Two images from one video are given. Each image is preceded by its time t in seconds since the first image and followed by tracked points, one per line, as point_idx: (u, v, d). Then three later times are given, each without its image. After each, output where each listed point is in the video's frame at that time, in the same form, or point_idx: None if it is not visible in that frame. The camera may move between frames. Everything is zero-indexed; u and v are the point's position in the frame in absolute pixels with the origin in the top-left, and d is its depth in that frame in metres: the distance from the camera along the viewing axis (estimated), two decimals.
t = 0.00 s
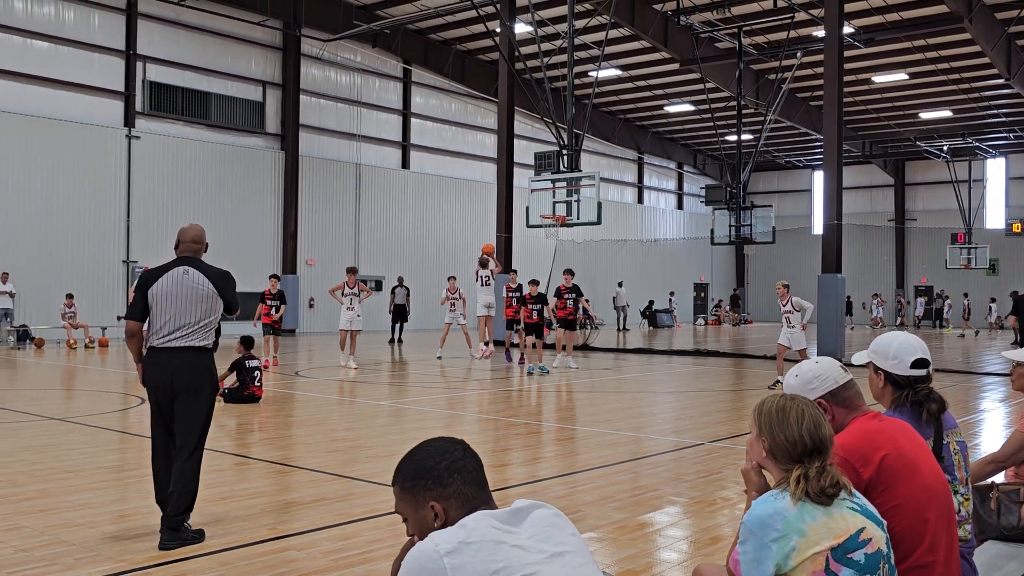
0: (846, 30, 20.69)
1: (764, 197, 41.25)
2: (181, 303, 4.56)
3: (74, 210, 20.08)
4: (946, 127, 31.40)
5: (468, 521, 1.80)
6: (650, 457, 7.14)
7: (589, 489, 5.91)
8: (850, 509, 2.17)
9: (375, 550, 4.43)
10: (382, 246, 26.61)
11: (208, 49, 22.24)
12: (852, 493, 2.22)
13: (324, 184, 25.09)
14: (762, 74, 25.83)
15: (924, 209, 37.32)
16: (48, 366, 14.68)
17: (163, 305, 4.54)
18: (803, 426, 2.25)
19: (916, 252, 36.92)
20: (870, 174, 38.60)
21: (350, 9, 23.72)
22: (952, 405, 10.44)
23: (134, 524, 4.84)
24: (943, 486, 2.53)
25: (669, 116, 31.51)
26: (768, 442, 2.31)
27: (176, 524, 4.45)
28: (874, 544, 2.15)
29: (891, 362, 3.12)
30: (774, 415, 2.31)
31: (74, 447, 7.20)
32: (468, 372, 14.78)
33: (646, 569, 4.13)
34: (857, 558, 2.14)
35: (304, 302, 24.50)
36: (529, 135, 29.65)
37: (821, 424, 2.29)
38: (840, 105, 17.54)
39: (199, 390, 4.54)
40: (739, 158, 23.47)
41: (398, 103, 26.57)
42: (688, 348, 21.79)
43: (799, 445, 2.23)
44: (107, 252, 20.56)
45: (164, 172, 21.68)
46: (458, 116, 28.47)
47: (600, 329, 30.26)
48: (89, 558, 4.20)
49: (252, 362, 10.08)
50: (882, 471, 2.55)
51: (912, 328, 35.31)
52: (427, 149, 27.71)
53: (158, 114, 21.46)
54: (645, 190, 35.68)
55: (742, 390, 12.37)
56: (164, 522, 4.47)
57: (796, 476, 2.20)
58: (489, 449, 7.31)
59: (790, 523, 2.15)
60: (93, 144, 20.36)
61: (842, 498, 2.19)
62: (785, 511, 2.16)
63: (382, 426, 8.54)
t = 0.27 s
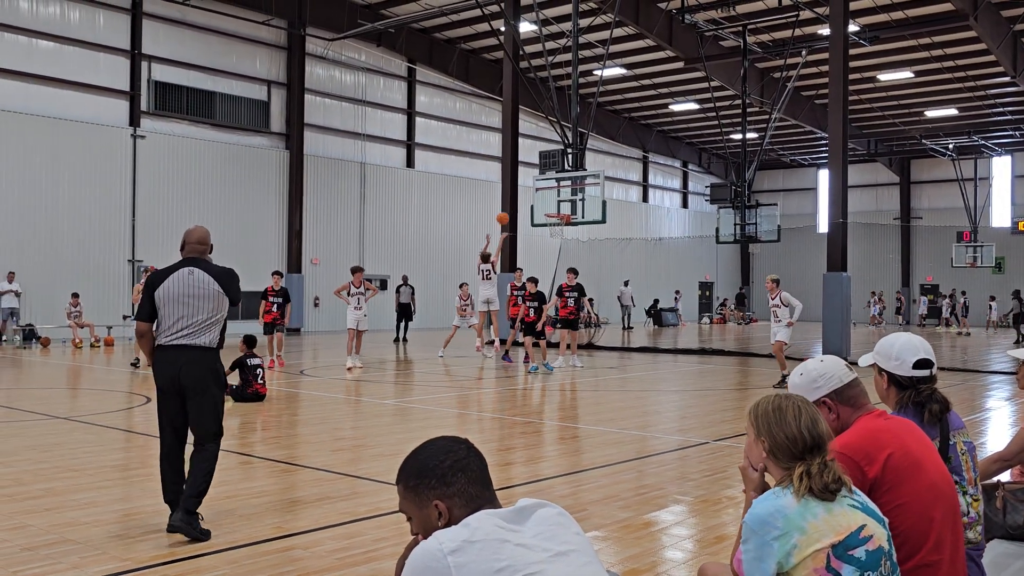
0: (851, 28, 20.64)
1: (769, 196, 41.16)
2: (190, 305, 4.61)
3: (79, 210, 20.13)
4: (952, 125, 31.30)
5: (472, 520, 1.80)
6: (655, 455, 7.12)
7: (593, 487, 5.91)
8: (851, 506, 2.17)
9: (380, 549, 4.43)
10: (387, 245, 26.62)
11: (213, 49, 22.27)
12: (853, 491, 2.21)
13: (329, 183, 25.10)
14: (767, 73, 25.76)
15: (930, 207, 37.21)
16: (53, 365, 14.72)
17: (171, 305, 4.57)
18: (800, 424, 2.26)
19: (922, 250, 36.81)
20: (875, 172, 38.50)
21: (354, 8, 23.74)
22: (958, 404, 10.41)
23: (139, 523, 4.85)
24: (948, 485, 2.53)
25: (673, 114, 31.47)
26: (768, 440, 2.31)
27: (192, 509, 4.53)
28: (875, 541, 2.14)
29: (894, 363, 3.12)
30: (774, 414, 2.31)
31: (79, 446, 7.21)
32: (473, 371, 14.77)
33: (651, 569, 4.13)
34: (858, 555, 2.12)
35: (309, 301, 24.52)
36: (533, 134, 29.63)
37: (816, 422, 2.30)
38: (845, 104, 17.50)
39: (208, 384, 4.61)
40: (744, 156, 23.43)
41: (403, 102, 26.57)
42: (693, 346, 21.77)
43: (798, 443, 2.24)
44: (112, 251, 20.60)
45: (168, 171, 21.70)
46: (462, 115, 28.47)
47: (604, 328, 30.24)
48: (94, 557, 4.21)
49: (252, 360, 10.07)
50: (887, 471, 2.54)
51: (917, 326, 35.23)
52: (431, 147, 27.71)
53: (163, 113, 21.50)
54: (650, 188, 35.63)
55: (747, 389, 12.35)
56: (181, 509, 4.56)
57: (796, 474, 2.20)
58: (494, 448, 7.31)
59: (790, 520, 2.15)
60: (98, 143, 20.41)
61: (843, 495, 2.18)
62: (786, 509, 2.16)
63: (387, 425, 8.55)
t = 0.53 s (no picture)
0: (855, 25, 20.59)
1: (774, 194, 41.10)
2: (195, 301, 4.71)
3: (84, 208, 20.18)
4: (957, 123, 31.21)
5: (476, 519, 1.81)
6: (659, 454, 7.13)
7: (598, 486, 5.91)
8: (854, 504, 2.17)
9: (384, 547, 4.44)
10: (391, 244, 26.64)
11: (217, 47, 22.29)
12: (855, 489, 2.22)
13: (333, 181, 25.11)
14: (771, 70, 25.70)
15: (934, 205, 37.12)
16: (58, 363, 14.76)
17: (177, 304, 4.69)
18: (797, 421, 2.29)
19: (927, 248, 36.74)
20: (880, 170, 38.41)
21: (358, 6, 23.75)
22: (963, 402, 10.40)
23: (144, 521, 4.87)
24: (953, 484, 2.53)
25: (678, 112, 31.43)
26: (769, 439, 2.32)
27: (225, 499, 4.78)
28: (878, 538, 2.14)
29: (898, 363, 3.12)
30: (774, 413, 2.33)
31: (84, 444, 7.24)
32: (477, 369, 14.79)
33: (655, 567, 4.13)
34: (861, 553, 2.12)
35: (314, 299, 24.55)
36: (537, 132, 29.63)
37: (814, 420, 2.31)
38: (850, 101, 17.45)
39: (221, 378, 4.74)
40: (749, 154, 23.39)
41: (407, 100, 26.57)
42: (698, 344, 21.76)
43: (797, 441, 2.26)
44: (117, 250, 20.64)
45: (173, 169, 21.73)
46: (466, 113, 28.46)
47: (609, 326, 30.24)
48: (100, 555, 4.22)
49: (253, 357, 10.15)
50: (891, 470, 2.54)
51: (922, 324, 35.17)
52: (436, 146, 27.73)
53: (167, 112, 21.54)
54: (655, 186, 35.59)
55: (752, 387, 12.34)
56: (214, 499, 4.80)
57: (799, 472, 2.21)
58: (498, 446, 7.32)
59: (793, 519, 2.15)
60: (103, 142, 20.45)
61: (845, 492, 2.19)
62: (788, 508, 2.16)
63: (392, 424, 8.56)
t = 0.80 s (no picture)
0: (860, 22, 20.55)
1: (778, 191, 41.03)
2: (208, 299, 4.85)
3: (89, 206, 20.22)
4: (962, 120, 31.13)
5: (480, 515, 1.81)
6: (663, 451, 7.13)
7: (602, 483, 5.92)
8: (859, 500, 2.16)
9: (389, 544, 4.45)
10: (395, 241, 26.66)
11: (221, 45, 22.31)
12: (859, 485, 2.21)
13: (337, 178, 25.12)
14: (775, 67, 25.64)
15: (939, 202, 37.06)
16: (62, 361, 14.80)
17: (192, 300, 4.83)
18: (796, 418, 2.31)
19: (932, 245, 36.66)
20: (884, 167, 38.35)
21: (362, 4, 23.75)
22: (968, 400, 10.37)
23: (150, 518, 4.88)
24: (958, 480, 2.53)
25: (682, 109, 31.40)
26: (772, 436, 2.32)
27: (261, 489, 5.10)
28: (883, 535, 2.14)
29: (902, 360, 3.12)
30: (778, 411, 2.33)
31: (89, 442, 7.26)
32: (481, 367, 14.79)
33: (660, 564, 4.14)
34: (866, 550, 2.12)
35: (318, 297, 24.56)
36: (541, 129, 29.63)
37: (816, 418, 2.31)
38: (855, 98, 17.40)
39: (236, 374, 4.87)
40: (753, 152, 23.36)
41: (410, 98, 26.56)
42: (702, 342, 21.73)
43: (796, 438, 2.28)
44: (121, 247, 20.67)
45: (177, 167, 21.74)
46: (470, 111, 28.44)
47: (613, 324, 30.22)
48: (105, 552, 4.24)
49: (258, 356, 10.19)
50: (897, 467, 2.54)
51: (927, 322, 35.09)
52: (440, 143, 27.73)
53: (172, 110, 21.56)
54: (658, 184, 35.54)
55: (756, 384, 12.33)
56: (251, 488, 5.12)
57: (802, 469, 2.21)
58: (502, 443, 7.33)
59: (797, 516, 2.15)
60: (107, 140, 20.47)
61: (849, 489, 2.19)
62: (793, 505, 2.16)
63: (395, 421, 8.57)
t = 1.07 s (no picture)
0: (864, 19, 20.52)
1: (782, 188, 40.94)
2: (236, 299, 4.96)
3: (93, 204, 20.26)
4: (966, 117, 31.05)
5: (485, 512, 1.81)
6: (667, 448, 7.13)
7: (606, 480, 5.91)
8: (864, 498, 2.16)
9: (393, 541, 4.45)
10: (399, 239, 26.68)
11: (225, 43, 22.33)
12: (864, 483, 2.22)
13: (341, 177, 25.14)
14: (779, 65, 25.60)
15: (943, 199, 37.00)
16: (67, 358, 14.83)
17: (222, 299, 4.95)
18: (800, 417, 2.31)
19: (936, 242, 36.60)
20: (888, 164, 38.28)
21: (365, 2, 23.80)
22: (972, 397, 10.36)
23: (154, 515, 4.89)
24: (961, 477, 2.53)
25: (686, 107, 31.35)
26: (776, 435, 2.33)
27: (270, 485, 5.14)
28: (888, 533, 2.14)
29: (906, 358, 3.13)
30: (781, 410, 2.33)
31: (94, 439, 7.27)
32: (486, 364, 14.80)
33: (663, 561, 4.14)
34: (871, 548, 2.13)
35: (321, 295, 24.56)
36: (545, 127, 29.61)
37: (819, 416, 2.31)
38: (859, 95, 17.37)
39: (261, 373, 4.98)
40: (757, 149, 23.31)
41: (414, 96, 26.56)
42: (706, 339, 21.75)
43: (800, 436, 2.28)
44: (125, 245, 20.70)
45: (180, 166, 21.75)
46: (474, 109, 28.44)
47: (616, 321, 30.20)
48: (110, 549, 4.25)
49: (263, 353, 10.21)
50: (901, 464, 2.53)
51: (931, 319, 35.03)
52: (443, 141, 27.73)
53: (175, 107, 21.59)
54: (662, 181, 35.51)
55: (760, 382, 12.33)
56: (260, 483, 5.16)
57: (807, 467, 2.21)
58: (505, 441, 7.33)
59: (802, 513, 2.14)
60: (111, 138, 20.50)
61: (854, 487, 2.19)
62: (797, 502, 2.16)
63: (399, 418, 8.58)
